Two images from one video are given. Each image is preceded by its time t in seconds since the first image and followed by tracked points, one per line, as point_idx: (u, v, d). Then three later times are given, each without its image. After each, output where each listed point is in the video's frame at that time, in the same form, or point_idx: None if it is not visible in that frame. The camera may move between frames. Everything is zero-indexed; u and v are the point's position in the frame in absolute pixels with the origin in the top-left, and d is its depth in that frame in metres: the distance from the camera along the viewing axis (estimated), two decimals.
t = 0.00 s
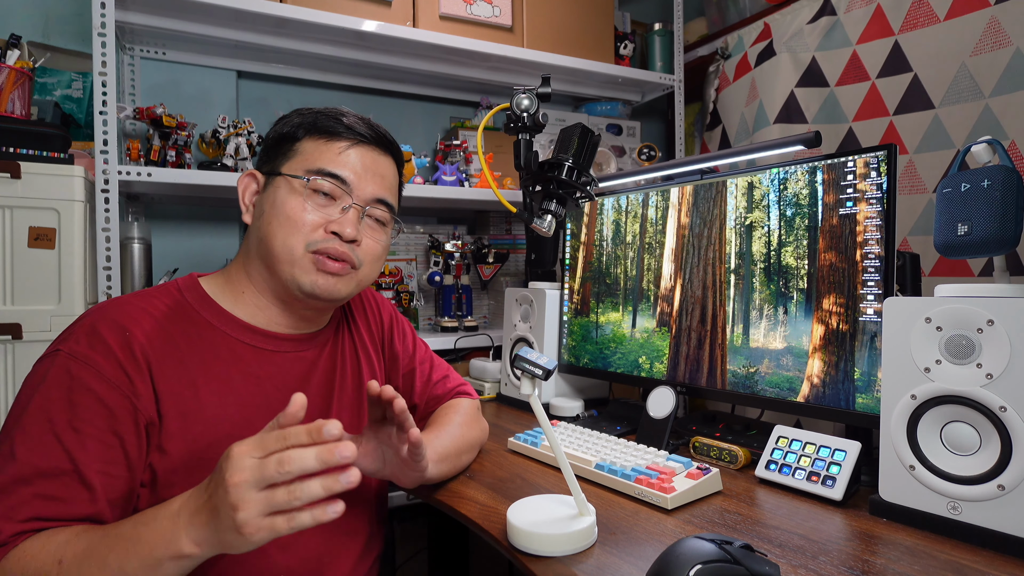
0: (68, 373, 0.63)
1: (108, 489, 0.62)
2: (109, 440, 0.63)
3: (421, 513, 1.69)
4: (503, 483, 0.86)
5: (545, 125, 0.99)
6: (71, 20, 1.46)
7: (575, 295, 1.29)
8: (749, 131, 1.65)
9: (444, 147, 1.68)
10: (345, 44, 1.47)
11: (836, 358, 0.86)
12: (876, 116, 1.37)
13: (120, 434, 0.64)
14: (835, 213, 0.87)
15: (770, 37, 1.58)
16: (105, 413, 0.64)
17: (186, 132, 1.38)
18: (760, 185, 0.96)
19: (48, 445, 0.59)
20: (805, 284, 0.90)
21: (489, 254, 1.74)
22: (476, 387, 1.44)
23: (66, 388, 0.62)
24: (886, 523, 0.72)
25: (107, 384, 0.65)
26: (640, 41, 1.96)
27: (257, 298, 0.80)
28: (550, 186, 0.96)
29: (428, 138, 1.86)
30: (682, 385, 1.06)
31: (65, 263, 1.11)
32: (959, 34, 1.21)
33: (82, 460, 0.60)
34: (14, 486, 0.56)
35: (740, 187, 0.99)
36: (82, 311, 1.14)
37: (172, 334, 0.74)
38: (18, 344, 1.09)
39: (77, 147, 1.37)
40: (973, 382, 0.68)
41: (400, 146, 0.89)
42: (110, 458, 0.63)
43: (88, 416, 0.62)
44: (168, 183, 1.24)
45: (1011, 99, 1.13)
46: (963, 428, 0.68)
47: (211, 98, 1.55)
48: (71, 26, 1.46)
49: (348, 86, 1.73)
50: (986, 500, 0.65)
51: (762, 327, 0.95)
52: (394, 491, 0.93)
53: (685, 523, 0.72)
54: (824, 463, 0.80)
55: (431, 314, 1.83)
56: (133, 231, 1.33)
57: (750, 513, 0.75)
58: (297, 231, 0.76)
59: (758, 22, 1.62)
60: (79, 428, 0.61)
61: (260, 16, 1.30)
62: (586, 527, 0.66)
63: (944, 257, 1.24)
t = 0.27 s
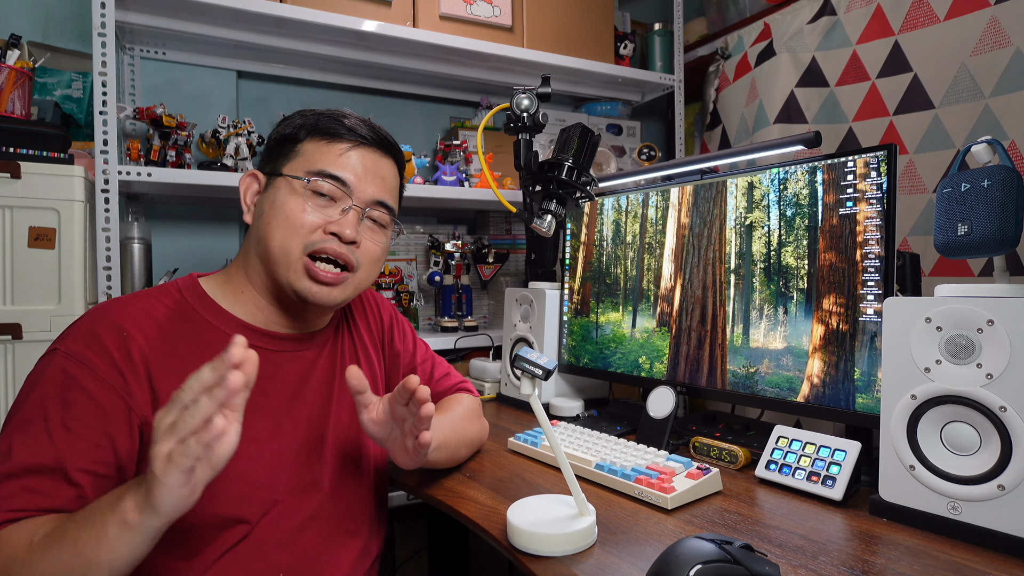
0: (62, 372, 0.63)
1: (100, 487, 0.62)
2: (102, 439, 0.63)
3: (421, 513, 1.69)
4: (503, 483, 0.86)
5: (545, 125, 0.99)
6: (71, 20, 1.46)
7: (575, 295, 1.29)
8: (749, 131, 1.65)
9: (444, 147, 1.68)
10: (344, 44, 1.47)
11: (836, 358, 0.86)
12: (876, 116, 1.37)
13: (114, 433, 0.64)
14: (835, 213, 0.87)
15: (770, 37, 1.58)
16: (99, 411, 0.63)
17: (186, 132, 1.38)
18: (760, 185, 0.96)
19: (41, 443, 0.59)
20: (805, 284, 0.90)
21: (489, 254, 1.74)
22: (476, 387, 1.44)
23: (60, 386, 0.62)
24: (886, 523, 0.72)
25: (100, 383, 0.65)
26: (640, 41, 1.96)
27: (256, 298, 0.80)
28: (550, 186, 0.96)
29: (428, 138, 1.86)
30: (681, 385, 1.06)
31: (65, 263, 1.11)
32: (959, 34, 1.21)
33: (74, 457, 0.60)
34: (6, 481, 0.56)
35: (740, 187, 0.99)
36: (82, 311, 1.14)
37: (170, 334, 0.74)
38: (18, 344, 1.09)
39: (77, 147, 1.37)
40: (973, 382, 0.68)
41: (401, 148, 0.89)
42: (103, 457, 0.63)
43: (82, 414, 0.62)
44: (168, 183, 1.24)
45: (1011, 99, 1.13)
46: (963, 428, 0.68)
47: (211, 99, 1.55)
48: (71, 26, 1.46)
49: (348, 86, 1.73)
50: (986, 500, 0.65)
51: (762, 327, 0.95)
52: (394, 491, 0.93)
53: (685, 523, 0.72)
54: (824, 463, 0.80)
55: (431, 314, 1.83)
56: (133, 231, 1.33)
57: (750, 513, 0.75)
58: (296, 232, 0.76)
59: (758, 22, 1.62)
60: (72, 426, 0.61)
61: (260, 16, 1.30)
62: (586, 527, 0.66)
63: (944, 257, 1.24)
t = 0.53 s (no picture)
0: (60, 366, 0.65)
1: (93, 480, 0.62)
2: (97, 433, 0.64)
3: (420, 513, 1.69)
4: (503, 483, 0.86)
5: (545, 125, 0.99)
6: (71, 20, 1.46)
7: (575, 295, 1.30)
8: (749, 131, 1.65)
9: (444, 147, 1.68)
10: (344, 44, 1.47)
11: (836, 358, 0.86)
12: (876, 116, 1.37)
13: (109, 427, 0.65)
14: (835, 213, 0.87)
15: (770, 37, 1.58)
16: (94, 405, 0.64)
17: (186, 132, 1.38)
18: (760, 185, 0.96)
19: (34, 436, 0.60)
20: (805, 284, 0.90)
21: (489, 254, 1.74)
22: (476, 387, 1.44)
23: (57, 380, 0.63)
24: (886, 523, 0.72)
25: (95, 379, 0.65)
26: (640, 41, 1.96)
27: (257, 298, 0.81)
28: (550, 186, 0.96)
29: (428, 138, 1.86)
30: (682, 385, 1.06)
31: (64, 263, 1.11)
32: (958, 34, 1.21)
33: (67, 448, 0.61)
34: None
35: (740, 187, 0.99)
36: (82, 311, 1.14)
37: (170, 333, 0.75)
38: (18, 344, 1.09)
39: (77, 147, 1.37)
40: (973, 382, 0.68)
41: (405, 150, 0.89)
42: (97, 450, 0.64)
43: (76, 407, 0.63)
44: (168, 183, 1.24)
45: (1011, 99, 1.13)
46: (963, 428, 0.68)
47: (211, 99, 1.55)
48: (71, 26, 1.46)
49: (348, 86, 1.73)
50: (986, 500, 0.65)
51: (762, 327, 0.95)
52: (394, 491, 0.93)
53: (685, 523, 0.72)
54: (824, 463, 0.80)
55: (431, 314, 1.83)
56: (133, 231, 1.33)
57: (750, 513, 0.75)
58: (298, 232, 0.76)
59: (758, 22, 1.62)
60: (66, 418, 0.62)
61: (260, 16, 1.30)
62: (586, 527, 0.66)
63: (944, 257, 1.24)
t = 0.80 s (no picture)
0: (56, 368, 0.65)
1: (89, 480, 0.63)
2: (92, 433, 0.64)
3: (420, 513, 1.69)
4: (503, 483, 0.86)
5: (545, 125, 0.99)
6: (71, 20, 1.46)
7: (575, 295, 1.30)
8: (749, 131, 1.65)
9: (444, 147, 1.68)
10: (344, 44, 1.47)
11: (836, 358, 0.86)
12: (876, 116, 1.37)
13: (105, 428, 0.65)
14: (835, 213, 0.87)
15: (770, 37, 1.58)
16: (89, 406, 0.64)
17: (186, 132, 1.38)
18: (760, 185, 0.96)
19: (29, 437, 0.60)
20: (805, 284, 0.90)
21: (489, 254, 1.74)
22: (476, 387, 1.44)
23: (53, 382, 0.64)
24: (886, 523, 0.72)
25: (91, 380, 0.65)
26: (640, 41, 1.96)
27: (255, 297, 0.81)
28: (550, 186, 0.96)
29: (428, 138, 1.86)
30: (681, 385, 1.06)
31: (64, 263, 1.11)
32: (958, 34, 1.21)
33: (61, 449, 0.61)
34: None
35: (740, 187, 0.99)
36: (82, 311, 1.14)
37: (168, 334, 0.75)
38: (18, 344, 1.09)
39: (77, 147, 1.37)
40: (973, 382, 0.68)
41: (403, 148, 0.89)
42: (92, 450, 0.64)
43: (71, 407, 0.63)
44: (168, 183, 1.24)
45: (1011, 99, 1.13)
46: (963, 428, 0.68)
47: (211, 99, 1.55)
48: (71, 26, 1.46)
49: (348, 86, 1.73)
50: (986, 500, 0.65)
51: (761, 327, 0.95)
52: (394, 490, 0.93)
53: (685, 523, 0.72)
54: (824, 463, 0.80)
55: (431, 314, 1.83)
56: (134, 231, 1.33)
57: (750, 513, 0.75)
58: (295, 230, 0.76)
59: (758, 22, 1.62)
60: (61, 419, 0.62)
61: (260, 16, 1.30)
62: (586, 527, 0.66)
63: (944, 257, 1.24)
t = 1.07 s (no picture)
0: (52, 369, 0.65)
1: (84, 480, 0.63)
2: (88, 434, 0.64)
3: (420, 513, 1.69)
4: (503, 483, 0.86)
5: (545, 125, 0.99)
6: (71, 20, 1.46)
7: (575, 295, 1.30)
8: (749, 131, 1.65)
9: (444, 147, 1.68)
10: (344, 44, 1.47)
11: (836, 358, 0.86)
12: (876, 116, 1.37)
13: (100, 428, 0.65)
14: (835, 213, 0.87)
15: (770, 37, 1.58)
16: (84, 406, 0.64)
17: (186, 132, 1.38)
18: (760, 185, 0.96)
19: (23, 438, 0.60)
20: (805, 284, 0.90)
21: (489, 254, 1.74)
22: (476, 387, 1.44)
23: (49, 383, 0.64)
24: (886, 523, 0.72)
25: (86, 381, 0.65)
26: (640, 41, 1.96)
27: (252, 298, 0.81)
28: (550, 186, 0.96)
29: (428, 138, 1.86)
30: (681, 385, 1.06)
31: (64, 263, 1.11)
32: (958, 34, 1.21)
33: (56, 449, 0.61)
34: None
35: (740, 187, 0.99)
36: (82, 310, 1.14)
37: (166, 334, 0.75)
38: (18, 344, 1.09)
39: (77, 147, 1.37)
40: (973, 382, 0.68)
41: (402, 148, 0.88)
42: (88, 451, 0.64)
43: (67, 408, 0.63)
44: (168, 183, 1.24)
45: (1011, 99, 1.13)
46: (963, 428, 0.68)
47: (211, 99, 1.55)
48: (70, 26, 1.46)
49: (348, 86, 1.73)
50: (986, 500, 0.65)
51: (761, 327, 0.95)
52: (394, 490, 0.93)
53: (685, 523, 0.72)
54: (824, 463, 0.80)
55: (431, 314, 1.83)
56: (133, 231, 1.33)
57: (750, 513, 0.75)
58: (292, 232, 0.76)
59: (758, 22, 1.62)
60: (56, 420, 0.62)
61: (260, 16, 1.30)
62: (586, 527, 0.66)
63: (944, 257, 1.24)
